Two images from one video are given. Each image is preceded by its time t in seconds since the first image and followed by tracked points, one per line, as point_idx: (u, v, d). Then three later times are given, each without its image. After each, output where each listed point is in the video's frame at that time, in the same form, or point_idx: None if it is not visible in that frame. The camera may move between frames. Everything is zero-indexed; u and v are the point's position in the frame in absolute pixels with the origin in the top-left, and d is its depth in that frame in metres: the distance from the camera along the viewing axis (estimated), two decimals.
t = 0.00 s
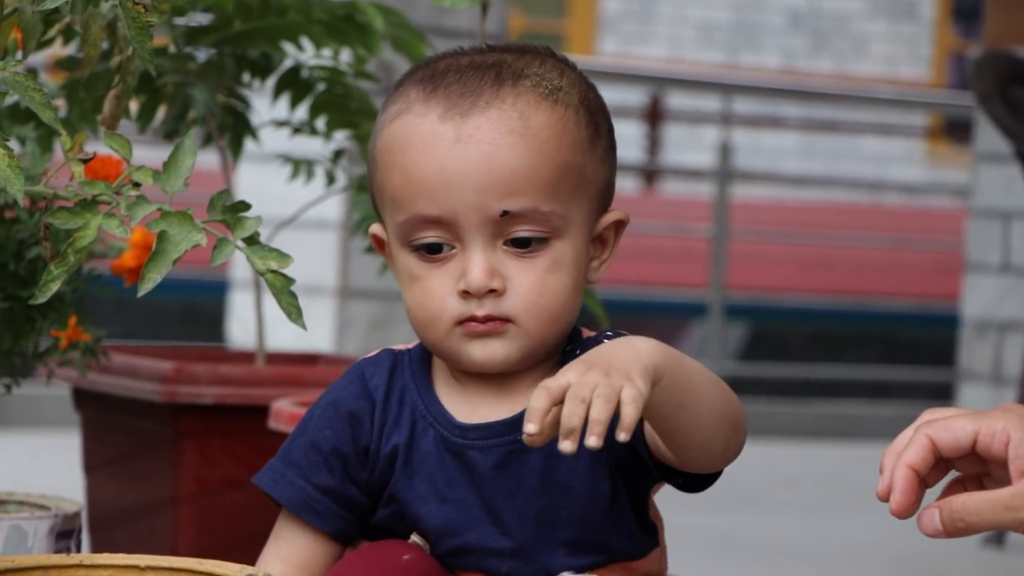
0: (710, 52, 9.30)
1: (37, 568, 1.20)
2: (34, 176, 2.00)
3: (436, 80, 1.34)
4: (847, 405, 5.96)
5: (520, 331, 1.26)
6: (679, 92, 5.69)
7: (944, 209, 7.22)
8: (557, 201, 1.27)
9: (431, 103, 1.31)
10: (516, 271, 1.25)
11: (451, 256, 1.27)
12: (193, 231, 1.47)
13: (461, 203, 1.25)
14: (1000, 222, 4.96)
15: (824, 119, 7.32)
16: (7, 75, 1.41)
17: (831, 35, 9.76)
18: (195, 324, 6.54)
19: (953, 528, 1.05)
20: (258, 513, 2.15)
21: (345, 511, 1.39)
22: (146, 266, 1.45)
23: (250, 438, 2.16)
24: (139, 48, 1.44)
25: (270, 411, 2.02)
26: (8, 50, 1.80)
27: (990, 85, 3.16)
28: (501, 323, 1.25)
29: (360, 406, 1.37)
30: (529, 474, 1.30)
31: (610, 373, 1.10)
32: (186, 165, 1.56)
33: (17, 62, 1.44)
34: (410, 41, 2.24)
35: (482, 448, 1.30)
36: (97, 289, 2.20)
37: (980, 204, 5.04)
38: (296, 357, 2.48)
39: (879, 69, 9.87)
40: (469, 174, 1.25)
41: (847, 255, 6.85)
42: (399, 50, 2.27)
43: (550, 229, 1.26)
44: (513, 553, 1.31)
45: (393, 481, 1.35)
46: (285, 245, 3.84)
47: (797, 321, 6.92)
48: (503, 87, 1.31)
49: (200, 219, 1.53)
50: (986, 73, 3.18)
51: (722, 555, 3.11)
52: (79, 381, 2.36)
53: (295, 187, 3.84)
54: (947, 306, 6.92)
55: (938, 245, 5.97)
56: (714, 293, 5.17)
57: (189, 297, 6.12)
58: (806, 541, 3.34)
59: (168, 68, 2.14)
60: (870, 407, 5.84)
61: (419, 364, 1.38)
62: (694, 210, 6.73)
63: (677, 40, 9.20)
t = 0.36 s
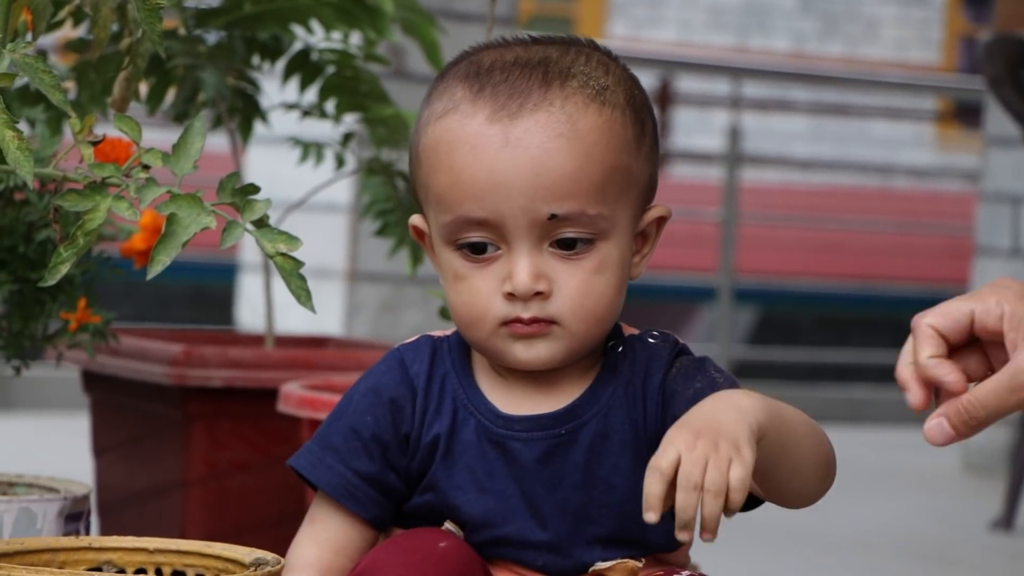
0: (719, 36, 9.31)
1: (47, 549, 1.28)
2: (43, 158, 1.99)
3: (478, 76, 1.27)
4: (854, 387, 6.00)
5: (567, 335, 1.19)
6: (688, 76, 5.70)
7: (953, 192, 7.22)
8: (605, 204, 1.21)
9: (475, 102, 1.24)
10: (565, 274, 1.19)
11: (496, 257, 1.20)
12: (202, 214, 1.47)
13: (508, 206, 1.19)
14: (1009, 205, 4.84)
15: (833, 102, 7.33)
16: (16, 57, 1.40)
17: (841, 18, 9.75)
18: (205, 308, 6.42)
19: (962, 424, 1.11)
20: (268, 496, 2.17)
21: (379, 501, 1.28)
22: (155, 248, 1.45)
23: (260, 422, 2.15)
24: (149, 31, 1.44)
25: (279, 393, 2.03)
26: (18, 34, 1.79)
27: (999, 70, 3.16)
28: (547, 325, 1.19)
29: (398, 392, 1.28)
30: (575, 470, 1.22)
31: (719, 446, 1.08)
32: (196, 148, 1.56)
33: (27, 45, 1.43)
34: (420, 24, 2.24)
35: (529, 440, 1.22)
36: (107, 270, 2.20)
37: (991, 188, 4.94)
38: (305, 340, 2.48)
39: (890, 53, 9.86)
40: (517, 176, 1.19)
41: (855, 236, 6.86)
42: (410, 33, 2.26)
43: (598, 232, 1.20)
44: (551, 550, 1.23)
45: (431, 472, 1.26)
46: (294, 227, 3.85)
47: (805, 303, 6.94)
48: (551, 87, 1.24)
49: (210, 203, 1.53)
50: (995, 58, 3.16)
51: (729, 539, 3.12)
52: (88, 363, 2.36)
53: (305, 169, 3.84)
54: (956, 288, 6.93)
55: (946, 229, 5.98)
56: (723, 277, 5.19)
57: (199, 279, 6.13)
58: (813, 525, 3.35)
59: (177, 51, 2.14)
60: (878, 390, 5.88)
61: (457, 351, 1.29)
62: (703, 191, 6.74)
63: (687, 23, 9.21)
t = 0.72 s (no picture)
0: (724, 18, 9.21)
1: (50, 531, 1.33)
2: (49, 141, 1.99)
3: (499, 71, 1.34)
4: (859, 373, 6.00)
5: (582, 329, 1.26)
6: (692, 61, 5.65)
7: (957, 177, 7.20)
8: (620, 197, 1.26)
9: (493, 97, 1.31)
10: (579, 269, 1.26)
11: (513, 252, 1.27)
12: (206, 196, 1.47)
13: (521, 201, 1.25)
14: (1016, 190, 4.56)
15: (839, 88, 7.30)
16: (20, 38, 1.40)
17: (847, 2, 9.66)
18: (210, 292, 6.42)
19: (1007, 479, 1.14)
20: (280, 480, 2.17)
21: (409, 490, 1.42)
22: (158, 230, 1.45)
23: (264, 406, 2.16)
24: (154, 11, 1.44)
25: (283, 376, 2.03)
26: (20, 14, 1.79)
27: (1004, 56, 3.16)
28: (562, 320, 1.26)
29: (424, 391, 1.40)
30: (583, 481, 1.32)
31: None
32: (199, 130, 1.56)
33: (31, 24, 1.43)
34: (423, 6, 2.24)
35: (538, 455, 1.32)
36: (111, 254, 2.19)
37: (994, 173, 4.62)
38: (309, 323, 2.48)
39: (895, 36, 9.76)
40: (528, 169, 1.26)
41: (860, 223, 6.83)
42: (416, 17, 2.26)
43: (613, 226, 1.26)
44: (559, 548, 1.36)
45: (451, 468, 1.39)
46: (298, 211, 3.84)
47: (810, 290, 6.93)
48: (565, 81, 1.30)
49: (214, 184, 1.53)
50: (1000, 43, 3.16)
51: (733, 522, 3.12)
52: (92, 346, 2.36)
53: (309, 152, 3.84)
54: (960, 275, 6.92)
55: (953, 215, 5.95)
56: (727, 262, 5.17)
57: (202, 264, 6.11)
58: (819, 508, 3.36)
59: (181, 34, 2.14)
60: (883, 375, 5.88)
61: (489, 353, 1.40)
62: (707, 178, 6.70)
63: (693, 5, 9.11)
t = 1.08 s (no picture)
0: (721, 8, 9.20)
1: (47, 521, 1.33)
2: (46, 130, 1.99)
3: (512, 75, 1.35)
4: (858, 362, 6.00)
5: (554, 347, 1.27)
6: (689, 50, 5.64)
7: (956, 166, 7.20)
8: (607, 220, 1.27)
9: (497, 101, 1.32)
10: (556, 287, 1.26)
11: (496, 261, 1.29)
12: (203, 185, 1.47)
13: (506, 211, 1.27)
14: (1013, 179, 4.54)
15: (836, 78, 7.30)
16: (18, 28, 1.40)
17: None
18: (207, 281, 6.41)
19: None
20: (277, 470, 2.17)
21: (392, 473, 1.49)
22: (156, 220, 1.44)
23: (262, 396, 2.16)
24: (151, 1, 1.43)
25: (280, 365, 2.04)
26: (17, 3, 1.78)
27: (1002, 45, 3.15)
28: (535, 337, 1.27)
29: (406, 385, 1.45)
30: (531, 499, 1.34)
31: None
32: (197, 119, 1.56)
33: (29, 14, 1.43)
34: None
35: (485, 467, 1.35)
36: (108, 242, 2.19)
37: (993, 162, 4.60)
38: (305, 313, 2.48)
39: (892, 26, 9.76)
40: (520, 180, 1.26)
41: (858, 211, 6.83)
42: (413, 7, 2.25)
43: (596, 249, 1.27)
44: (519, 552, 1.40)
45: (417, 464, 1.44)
46: (295, 200, 3.84)
47: (808, 280, 6.93)
48: (572, 94, 1.31)
49: (211, 174, 1.53)
50: (998, 32, 3.16)
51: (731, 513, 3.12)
52: (89, 336, 2.36)
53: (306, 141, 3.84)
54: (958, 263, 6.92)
55: (951, 204, 5.94)
56: (725, 251, 5.18)
57: (198, 252, 6.10)
58: (817, 498, 3.36)
59: (179, 23, 2.14)
60: (880, 364, 5.88)
61: (474, 355, 1.44)
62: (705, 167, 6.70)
63: None
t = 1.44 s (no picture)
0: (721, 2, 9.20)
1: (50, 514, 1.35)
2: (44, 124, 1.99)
3: (499, 64, 1.38)
4: (858, 355, 6.00)
5: (549, 330, 1.29)
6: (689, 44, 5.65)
7: (955, 159, 7.20)
8: (592, 198, 1.29)
9: (483, 91, 1.35)
10: (545, 267, 1.28)
11: (487, 247, 1.31)
12: (203, 179, 1.47)
13: (491, 193, 1.30)
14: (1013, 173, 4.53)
15: (837, 71, 7.29)
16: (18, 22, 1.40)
17: None
18: (207, 275, 6.41)
19: None
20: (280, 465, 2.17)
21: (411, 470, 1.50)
22: (157, 212, 1.45)
23: (263, 390, 2.16)
24: None
25: (280, 358, 2.04)
26: None
27: (1001, 38, 3.15)
28: (528, 319, 1.29)
29: (419, 378, 1.46)
30: (543, 490, 1.35)
31: None
32: (196, 114, 1.56)
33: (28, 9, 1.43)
34: None
35: (499, 458, 1.36)
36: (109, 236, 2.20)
37: (992, 155, 4.60)
38: (306, 306, 2.48)
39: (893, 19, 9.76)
40: (502, 162, 1.30)
41: (859, 205, 6.83)
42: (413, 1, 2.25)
43: (584, 228, 1.29)
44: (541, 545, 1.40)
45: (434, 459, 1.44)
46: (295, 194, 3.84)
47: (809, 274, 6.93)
48: (554, 78, 1.34)
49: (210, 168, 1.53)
50: (997, 25, 3.16)
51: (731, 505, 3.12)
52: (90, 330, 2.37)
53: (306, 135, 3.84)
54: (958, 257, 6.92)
55: (950, 197, 5.95)
56: (725, 245, 5.17)
57: (198, 247, 6.10)
58: (817, 491, 3.37)
59: (178, 17, 2.14)
60: (880, 358, 5.88)
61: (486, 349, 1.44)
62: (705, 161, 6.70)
63: None
